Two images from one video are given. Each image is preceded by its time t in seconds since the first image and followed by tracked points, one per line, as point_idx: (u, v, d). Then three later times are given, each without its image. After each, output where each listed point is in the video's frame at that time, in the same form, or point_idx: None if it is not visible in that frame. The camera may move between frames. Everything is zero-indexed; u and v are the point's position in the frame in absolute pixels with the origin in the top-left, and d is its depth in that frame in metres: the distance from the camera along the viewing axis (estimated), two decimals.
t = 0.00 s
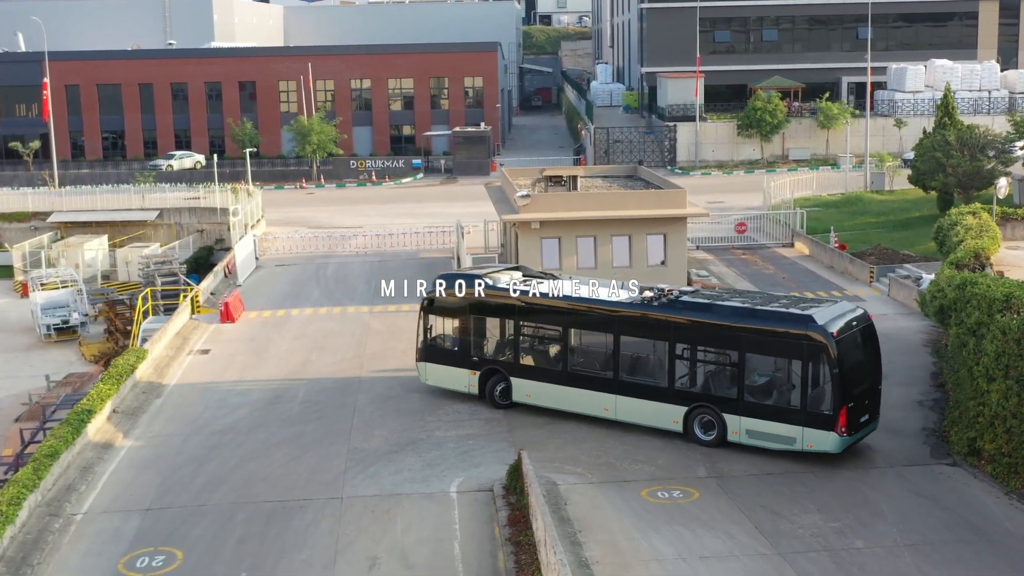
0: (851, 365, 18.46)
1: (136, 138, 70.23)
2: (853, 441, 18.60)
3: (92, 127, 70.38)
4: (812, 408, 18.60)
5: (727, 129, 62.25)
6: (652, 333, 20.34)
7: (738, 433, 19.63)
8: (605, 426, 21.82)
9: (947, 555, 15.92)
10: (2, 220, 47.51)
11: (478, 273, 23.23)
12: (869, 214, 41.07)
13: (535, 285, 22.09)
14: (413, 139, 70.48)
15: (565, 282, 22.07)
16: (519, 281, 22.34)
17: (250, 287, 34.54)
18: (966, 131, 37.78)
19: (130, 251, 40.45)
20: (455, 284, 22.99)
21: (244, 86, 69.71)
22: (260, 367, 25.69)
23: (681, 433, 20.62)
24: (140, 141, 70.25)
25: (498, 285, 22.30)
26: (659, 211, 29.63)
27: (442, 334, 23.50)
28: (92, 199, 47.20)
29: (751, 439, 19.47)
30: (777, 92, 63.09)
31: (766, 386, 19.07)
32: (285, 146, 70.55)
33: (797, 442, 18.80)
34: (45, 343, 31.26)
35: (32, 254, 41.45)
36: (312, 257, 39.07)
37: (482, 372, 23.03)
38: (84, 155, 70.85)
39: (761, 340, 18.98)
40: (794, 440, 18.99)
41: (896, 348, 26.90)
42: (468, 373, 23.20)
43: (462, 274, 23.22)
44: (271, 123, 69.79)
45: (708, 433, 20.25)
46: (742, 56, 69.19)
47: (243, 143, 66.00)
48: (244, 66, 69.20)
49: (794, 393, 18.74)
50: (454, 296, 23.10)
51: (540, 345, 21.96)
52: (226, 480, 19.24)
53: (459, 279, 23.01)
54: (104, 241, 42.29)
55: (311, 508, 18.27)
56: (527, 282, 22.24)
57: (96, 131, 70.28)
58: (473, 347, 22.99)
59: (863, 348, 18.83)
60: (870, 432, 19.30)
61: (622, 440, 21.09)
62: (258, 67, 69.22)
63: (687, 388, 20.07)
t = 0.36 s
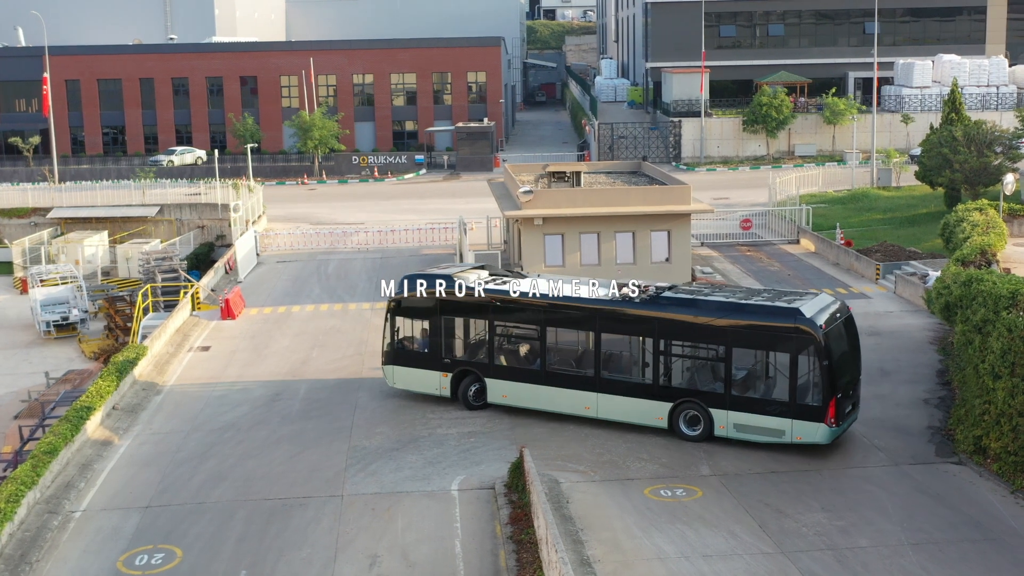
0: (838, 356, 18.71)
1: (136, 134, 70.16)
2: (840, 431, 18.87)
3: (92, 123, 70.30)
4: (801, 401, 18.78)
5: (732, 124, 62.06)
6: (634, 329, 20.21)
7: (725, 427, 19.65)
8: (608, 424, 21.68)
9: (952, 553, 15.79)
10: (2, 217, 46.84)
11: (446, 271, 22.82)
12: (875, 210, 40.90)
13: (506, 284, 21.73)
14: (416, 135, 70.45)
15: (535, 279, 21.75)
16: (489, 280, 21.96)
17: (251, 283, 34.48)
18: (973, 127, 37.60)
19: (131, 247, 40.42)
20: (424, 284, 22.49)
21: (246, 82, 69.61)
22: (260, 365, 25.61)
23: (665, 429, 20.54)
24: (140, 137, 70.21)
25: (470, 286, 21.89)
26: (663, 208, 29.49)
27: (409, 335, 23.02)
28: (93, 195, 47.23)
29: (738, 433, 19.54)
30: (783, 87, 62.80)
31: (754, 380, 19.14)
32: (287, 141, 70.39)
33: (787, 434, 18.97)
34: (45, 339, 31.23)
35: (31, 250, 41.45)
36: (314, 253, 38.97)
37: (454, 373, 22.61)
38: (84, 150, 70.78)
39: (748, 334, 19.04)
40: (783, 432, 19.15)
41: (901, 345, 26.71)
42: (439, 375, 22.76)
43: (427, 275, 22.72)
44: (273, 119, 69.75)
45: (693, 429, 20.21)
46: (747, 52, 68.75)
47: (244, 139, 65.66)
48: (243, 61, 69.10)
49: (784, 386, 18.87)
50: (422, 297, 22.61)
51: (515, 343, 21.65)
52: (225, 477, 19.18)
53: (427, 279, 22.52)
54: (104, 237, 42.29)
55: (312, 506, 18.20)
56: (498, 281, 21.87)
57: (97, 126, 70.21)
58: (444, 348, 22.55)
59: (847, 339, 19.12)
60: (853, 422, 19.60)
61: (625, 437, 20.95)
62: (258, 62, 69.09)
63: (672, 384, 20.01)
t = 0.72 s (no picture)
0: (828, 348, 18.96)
1: (141, 128, 70.14)
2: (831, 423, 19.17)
3: (97, 117, 70.25)
4: (794, 393, 18.98)
5: (741, 120, 61.72)
6: (622, 326, 20.10)
7: (716, 420, 19.72)
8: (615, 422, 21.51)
9: (962, 552, 15.61)
10: (6, 212, 47.34)
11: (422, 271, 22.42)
12: (885, 207, 40.66)
13: (495, 283, 21.29)
14: (423, 130, 70.29)
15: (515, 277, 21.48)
16: (469, 279, 21.57)
17: (256, 279, 34.41)
18: (984, 123, 37.46)
19: (135, 242, 40.32)
20: (400, 284, 21.97)
21: (251, 76, 69.53)
22: (264, 361, 25.52)
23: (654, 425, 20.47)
24: (145, 132, 70.19)
25: (449, 285, 21.48)
26: (671, 204, 29.31)
27: (384, 336, 22.49)
28: (97, 189, 47.23)
29: (729, 427, 19.64)
30: (793, 82, 62.46)
31: (745, 374, 19.27)
32: (293, 136, 70.21)
33: (779, 427, 19.16)
34: (48, 335, 31.18)
35: (35, 245, 41.45)
36: (319, 249, 38.87)
37: (432, 374, 22.15)
38: (88, 145, 70.74)
39: (740, 328, 19.12)
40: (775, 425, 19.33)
41: (912, 342, 26.48)
42: (417, 376, 22.26)
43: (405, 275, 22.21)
44: (278, 113, 69.63)
45: (682, 424, 20.15)
46: (757, 47, 68.44)
47: (249, 133, 65.73)
48: (247, 56, 69.02)
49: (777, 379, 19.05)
50: (398, 297, 22.11)
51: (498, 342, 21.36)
52: (229, 474, 19.10)
53: (402, 279, 22.01)
54: (108, 233, 42.30)
55: (316, 503, 18.10)
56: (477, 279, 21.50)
57: (101, 121, 70.17)
58: (422, 349, 22.09)
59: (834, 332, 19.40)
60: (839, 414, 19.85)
61: (632, 435, 20.78)
62: (263, 57, 69.03)
63: (661, 380, 19.98)
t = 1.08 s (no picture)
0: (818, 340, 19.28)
1: (146, 124, 70.08)
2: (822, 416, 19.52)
3: (101, 112, 70.11)
4: (787, 386, 19.25)
5: (751, 115, 61.45)
6: (613, 323, 19.99)
7: (709, 416, 19.84)
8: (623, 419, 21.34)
9: (973, 552, 15.42)
10: (11, 207, 47.48)
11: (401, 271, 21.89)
12: (896, 203, 40.37)
13: (493, 282, 20.79)
14: (429, 125, 70.21)
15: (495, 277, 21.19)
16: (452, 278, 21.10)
17: (261, 274, 34.32)
18: (996, 118, 37.10)
19: (139, 238, 40.29)
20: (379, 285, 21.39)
21: (257, 71, 69.48)
22: (269, 358, 25.40)
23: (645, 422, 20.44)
24: (150, 127, 70.12)
25: (431, 286, 20.98)
26: (680, 200, 29.16)
27: (360, 339, 21.81)
28: (101, 184, 47.18)
29: (721, 422, 19.80)
30: (803, 77, 62.09)
31: (737, 369, 19.46)
32: (298, 131, 70.33)
33: (772, 421, 19.42)
34: (52, 331, 31.11)
35: (39, 241, 41.40)
36: (325, 245, 38.77)
37: (413, 376, 21.59)
38: (93, 140, 70.66)
39: (733, 322, 19.27)
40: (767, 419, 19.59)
41: (923, 340, 26.26)
42: (396, 378, 21.67)
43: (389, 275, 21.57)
44: (284, 108, 69.53)
45: (673, 420, 20.18)
46: (767, 41, 68.10)
47: (255, 128, 65.70)
48: (253, 51, 69.04)
49: (769, 373, 19.27)
50: (375, 298, 21.49)
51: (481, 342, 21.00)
52: (233, 471, 19.01)
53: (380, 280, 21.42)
54: (113, 228, 42.23)
55: (321, 500, 17.98)
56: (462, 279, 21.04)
57: (105, 116, 70.05)
58: (403, 351, 21.52)
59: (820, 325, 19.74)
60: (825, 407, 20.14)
61: (639, 431, 20.60)
62: (269, 51, 68.99)
63: (652, 376, 19.96)
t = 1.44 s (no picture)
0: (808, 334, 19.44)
1: (151, 119, 70.06)
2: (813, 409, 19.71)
3: (106, 107, 70.14)
4: (780, 381, 19.36)
5: (761, 111, 61.21)
6: (605, 321, 19.78)
7: (702, 412, 19.81)
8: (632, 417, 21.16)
9: (986, 553, 15.21)
10: (14, 203, 46.96)
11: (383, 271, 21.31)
12: (909, 199, 40.07)
13: (490, 281, 20.35)
14: (436, 120, 70.02)
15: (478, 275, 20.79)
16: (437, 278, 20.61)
17: (266, 271, 34.24)
18: (1010, 114, 36.74)
19: (144, 234, 40.27)
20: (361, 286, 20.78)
21: (263, 66, 69.46)
22: (275, 354, 25.29)
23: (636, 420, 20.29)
24: (155, 122, 70.10)
25: (417, 286, 20.45)
26: (690, 196, 28.93)
27: (339, 341, 21.16)
28: (106, 180, 47.15)
29: (714, 418, 19.78)
30: (814, 73, 61.81)
31: (730, 364, 19.47)
32: (304, 126, 70.25)
33: (767, 415, 19.50)
34: (57, 327, 31.07)
35: (44, 236, 41.36)
36: (331, 241, 38.65)
37: (395, 378, 21.04)
38: (98, 135, 70.66)
39: (726, 318, 19.27)
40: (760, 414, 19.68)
41: (935, 338, 26.01)
42: (378, 381, 21.10)
43: (374, 276, 20.93)
44: (290, 103, 69.48)
45: (665, 416, 20.08)
46: (778, 36, 67.71)
47: (261, 124, 65.87)
48: (260, 45, 69.00)
49: (762, 367, 19.35)
50: (355, 299, 20.85)
51: (465, 343, 20.61)
52: (238, 469, 18.90)
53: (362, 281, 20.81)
54: (117, 224, 42.22)
55: (326, 498, 17.85)
56: (449, 278, 20.56)
57: (111, 111, 70.05)
58: (386, 353, 20.96)
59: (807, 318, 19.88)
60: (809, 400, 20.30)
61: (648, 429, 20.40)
62: (276, 46, 68.96)
63: (644, 373, 19.88)
